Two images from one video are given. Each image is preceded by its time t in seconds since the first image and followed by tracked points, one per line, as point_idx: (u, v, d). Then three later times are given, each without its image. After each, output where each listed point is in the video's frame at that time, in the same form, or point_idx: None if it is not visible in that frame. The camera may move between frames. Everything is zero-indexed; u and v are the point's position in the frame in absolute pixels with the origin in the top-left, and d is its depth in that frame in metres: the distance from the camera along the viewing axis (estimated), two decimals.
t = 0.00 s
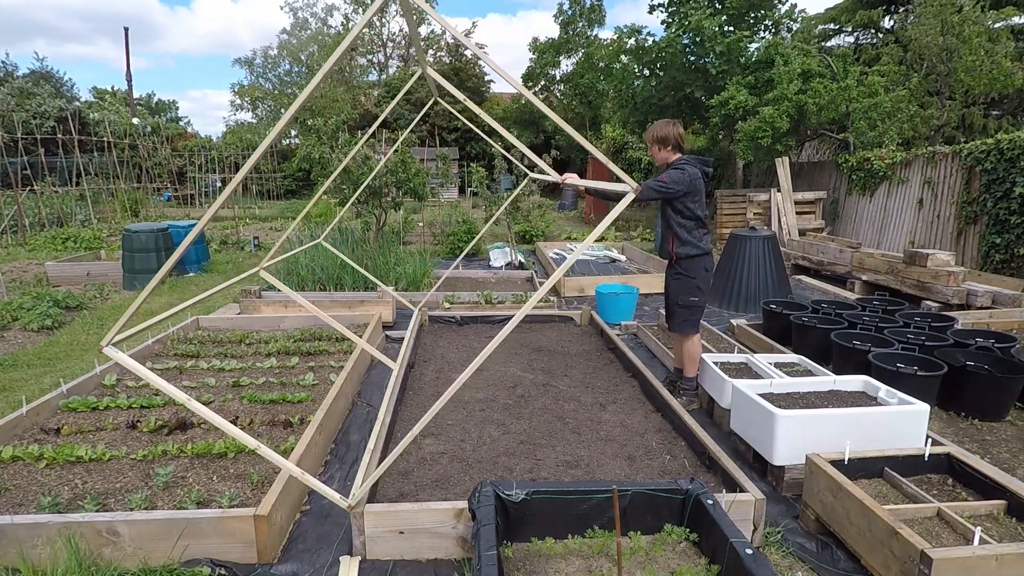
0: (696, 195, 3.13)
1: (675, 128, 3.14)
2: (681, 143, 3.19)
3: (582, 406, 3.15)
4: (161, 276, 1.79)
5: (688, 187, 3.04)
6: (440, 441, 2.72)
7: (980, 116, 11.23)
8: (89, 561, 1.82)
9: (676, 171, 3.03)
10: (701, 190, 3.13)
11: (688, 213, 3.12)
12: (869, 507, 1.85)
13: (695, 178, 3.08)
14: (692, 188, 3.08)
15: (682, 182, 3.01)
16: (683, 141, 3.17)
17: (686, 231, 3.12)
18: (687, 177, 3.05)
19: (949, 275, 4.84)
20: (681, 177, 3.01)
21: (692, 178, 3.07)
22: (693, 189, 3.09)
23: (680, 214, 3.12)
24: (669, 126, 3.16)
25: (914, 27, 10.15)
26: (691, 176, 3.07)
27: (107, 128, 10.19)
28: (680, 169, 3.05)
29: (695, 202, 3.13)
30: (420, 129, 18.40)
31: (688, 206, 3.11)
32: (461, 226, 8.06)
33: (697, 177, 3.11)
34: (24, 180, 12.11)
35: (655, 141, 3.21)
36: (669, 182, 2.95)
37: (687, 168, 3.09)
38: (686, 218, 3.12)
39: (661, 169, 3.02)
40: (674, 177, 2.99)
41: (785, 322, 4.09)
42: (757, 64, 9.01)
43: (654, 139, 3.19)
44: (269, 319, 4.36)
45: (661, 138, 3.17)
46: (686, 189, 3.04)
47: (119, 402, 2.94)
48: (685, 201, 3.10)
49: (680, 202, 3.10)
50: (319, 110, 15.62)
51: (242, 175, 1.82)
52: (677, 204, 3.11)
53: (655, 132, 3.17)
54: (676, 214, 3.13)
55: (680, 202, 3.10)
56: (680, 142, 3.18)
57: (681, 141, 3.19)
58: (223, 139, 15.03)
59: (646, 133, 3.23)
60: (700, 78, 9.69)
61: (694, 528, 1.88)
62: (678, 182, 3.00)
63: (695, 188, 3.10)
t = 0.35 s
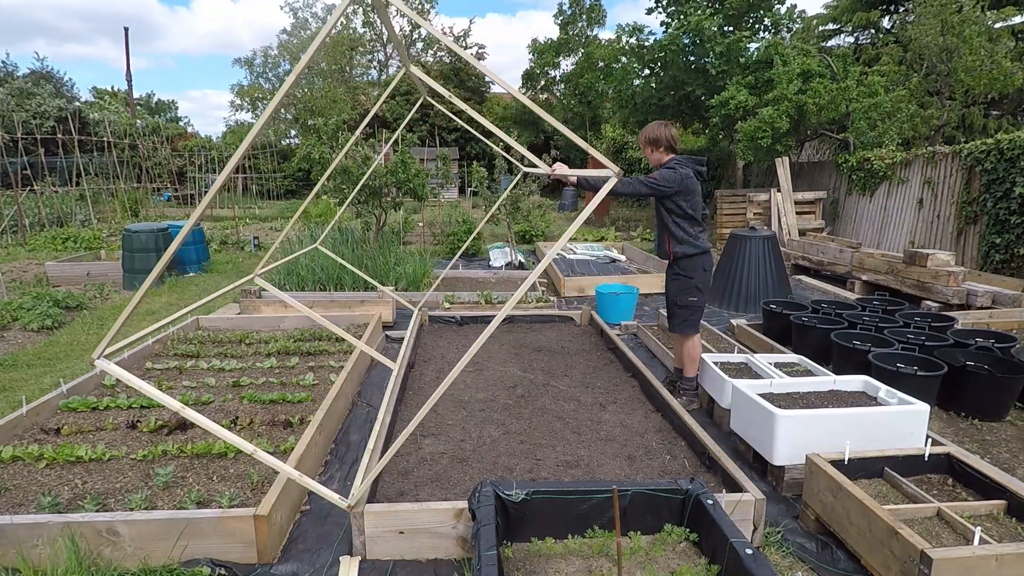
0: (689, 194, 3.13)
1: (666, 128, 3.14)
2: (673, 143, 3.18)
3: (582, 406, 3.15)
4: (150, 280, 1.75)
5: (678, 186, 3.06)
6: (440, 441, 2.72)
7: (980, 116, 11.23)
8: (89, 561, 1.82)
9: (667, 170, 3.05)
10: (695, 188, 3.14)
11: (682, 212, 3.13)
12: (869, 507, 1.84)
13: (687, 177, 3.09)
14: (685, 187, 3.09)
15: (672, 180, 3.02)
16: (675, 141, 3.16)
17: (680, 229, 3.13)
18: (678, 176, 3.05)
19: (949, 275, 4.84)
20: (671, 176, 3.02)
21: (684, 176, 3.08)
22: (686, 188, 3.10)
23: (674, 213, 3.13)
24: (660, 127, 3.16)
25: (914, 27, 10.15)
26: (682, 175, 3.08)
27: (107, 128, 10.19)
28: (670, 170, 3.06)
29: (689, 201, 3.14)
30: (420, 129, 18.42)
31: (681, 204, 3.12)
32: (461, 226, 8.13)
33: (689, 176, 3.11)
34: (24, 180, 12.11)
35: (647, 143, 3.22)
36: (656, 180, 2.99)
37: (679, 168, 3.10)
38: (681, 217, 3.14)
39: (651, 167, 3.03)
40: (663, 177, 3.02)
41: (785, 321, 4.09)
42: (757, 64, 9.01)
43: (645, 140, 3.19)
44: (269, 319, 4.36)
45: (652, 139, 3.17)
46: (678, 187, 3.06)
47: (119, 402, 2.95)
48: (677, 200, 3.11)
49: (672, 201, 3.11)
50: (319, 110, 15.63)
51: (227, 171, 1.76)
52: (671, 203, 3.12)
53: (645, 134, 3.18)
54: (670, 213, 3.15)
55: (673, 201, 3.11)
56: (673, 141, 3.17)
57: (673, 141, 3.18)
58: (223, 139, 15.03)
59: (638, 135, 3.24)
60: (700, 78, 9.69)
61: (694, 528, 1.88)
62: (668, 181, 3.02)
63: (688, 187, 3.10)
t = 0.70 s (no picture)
0: (688, 194, 3.13)
1: (662, 129, 3.15)
2: (670, 144, 3.19)
3: (582, 406, 3.15)
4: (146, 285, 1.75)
5: (677, 185, 3.06)
6: (440, 441, 2.72)
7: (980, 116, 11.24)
8: (89, 560, 1.83)
9: (665, 170, 3.04)
10: (694, 188, 3.14)
11: (681, 212, 3.13)
12: (869, 507, 1.85)
13: (685, 177, 3.09)
14: (684, 186, 3.09)
15: (672, 180, 3.02)
16: (671, 141, 3.17)
17: (680, 229, 3.13)
18: (677, 176, 3.05)
19: (949, 275, 4.84)
20: (670, 175, 3.03)
21: (683, 176, 3.08)
22: (685, 187, 3.10)
23: (673, 213, 3.13)
24: (657, 128, 3.17)
25: (914, 27, 10.16)
26: (681, 175, 3.08)
27: (107, 128, 10.19)
28: (669, 169, 3.06)
29: (687, 201, 3.14)
30: (420, 129, 18.40)
31: (680, 204, 3.12)
32: (461, 225, 8.15)
33: (688, 176, 3.11)
34: (24, 180, 12.11)
35: (644, 145, 3.22)
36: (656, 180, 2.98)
37: (677, 167, 3.10)
38: (680, 216, 3.14)
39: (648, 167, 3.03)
40: (663, 176, 3.01)
41: (785, 321, 4.09)
42: (757, 64, 9.01)
43: (642, 141, 3.19)
44: (269, 319, 4.36)
45: (649, 140, 3.17)
46: (677, 187, 3.06)
47: (119, 402, 2.95)
48: (676, 200, 3.11)
49: (671, 201, 3.11)
50: (319, 110, 15.64)
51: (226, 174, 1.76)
52: (670, 203, 3.12)
53: (642, 136, 3.19)
54: (669, 213, 3.15)
55: (672, 200, 3.12)
56: (669, 141, 3.18)
57: (670, 142, 3.19)
58: (223, 139, 15.03)
59: (634, 137, 3.24)
60: (700, 78, 9.69)
61: (694, 528, 1.88)
62: (668, 181, 3.02)
63: (687, 186, 3.11)
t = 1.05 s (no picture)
0: (684, 193, 3.16)
1: (662, 128, 3.15)
2: (670, 143, 3.19)
3: (582, 406, 3.15)
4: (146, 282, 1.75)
5: (675, 185, 3.09)
6: (440, 441, 2.72)
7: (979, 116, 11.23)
8: (89, 560, 1.83)
9: (663, 169, 3.07)
10: (690, 188, 3.17)
11: (677, 211, 3.17)
12: (869, 507, 1.85)
13: (683, 177, 3.12)
14: (681, 186, 3.12)
15: (668, 180, 3.06)
16: (670, 141, 3.17)
17: (673, 228, 3.19)
18: (673, 176, 3.08)
19: (949, 275, 4.84)
20: (668, 175, 3.06)
21: (680, 177, 3.11)
22: (681, 188, 3.13)
23: (669, 212, 3.18)
24: (657, 127, 3.16)
25: (914, 27, 10.16)
26: (678, 175, 3.11)
27: (107, 128, 10.19)
28: (667, 168, 3.09)
29: (684, 200, 3.17)
30: (420, 129, 18.39)
31: (677, 203, 3.15)
32: (461, 225, 8.16)
33: (685, 176, 3.14)
34: (24, 180, 12.12)
35: (643, 144, 3.22)
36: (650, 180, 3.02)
37: (675, 167, 3.12)
38: (675, 215, 3.18)
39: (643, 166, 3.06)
40: (661, 175, 3.04)
41: (785, 321, 4.09)
42: (757, 64, 8.99)
43: (642, 142, 3.19)
44: (269, 319, 4.35)
45: (649, 140, 3.17)
46: (674, 187, 3.09)
47: (119, 402, 2.95)
48: (672, 199, 3.14)
49: (667, 200, 3.15)
50: (319, 110, 15.63)
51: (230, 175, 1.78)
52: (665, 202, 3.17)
53: (641, 135, 3.18)
54: (664, 211, 3.21)
55: (668, 199, 3.15)
56: (669, 141, 3.19)
57: (669, 141, 3.19)
58: (223, 139, 15.03)
59: (634, 136, 3.22)
60: (700, 78, 9.69)
61: (694, 528, 1.88)
62: (665, 180, 3.05)
63: (683, 187, 3.13)
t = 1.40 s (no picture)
0: (664, 194, 3.16)
1: (645, 129, 3.16)
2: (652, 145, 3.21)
3: (582, 406, 3.15)
4: (137, 280, 1.78)
5: (655, 185, 3.08)
6: (440, 441, 2.72)
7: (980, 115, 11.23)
8: (89, 560, 1.83)
9: (645, 169, 3.07)
10: (671, 190, 3.17)
11: (656, 211, 3.15)
12: (869, 507, 1.85)
13: (664, 177, 3.12)
14: (662, 187, 3.12)
15: (649, 179, 3.06)
16: (653, 143, 3.19)
17: (652, 228, 3.16)
18: (655, 176, 3.09)
19: (949, 275, 4.84)
20: (650, 174, 3.06)
21: (661, 177, 3.11)
22: (662, 188, 3.13)
23: (648, 212, 3.16)
24: (640, 128, 3.18)
25: (914, 27, 10.16)
26: (659, 175, 3.11)
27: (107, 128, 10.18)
28: (649, 168, 3.09)
29: (664, 202, 3.16)
30: (420, 129, 18.38)
31: (657, 203, 3.14)
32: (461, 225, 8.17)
33: (666, 177, 3.15)
34: (24, 181, 12.12)
35: (625, 145, 3.22)
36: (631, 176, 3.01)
37: (657, 168, 3.13)
38: (655, 215, 3.16)
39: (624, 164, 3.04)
40: (643, 175, 3.05)
41: (785, 321, 4.09)
42: (756, 64, 8.99)
43: (624, 142, 3.19)
44: (269, 319, 4.36)
45: (632, 141, 3.17)
46: (655, 186, 3.09)
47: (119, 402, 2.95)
48: (652, 199, 3.13)
49: (647, 199, 3.13)
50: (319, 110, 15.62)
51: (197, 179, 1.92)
52: (645, 201, 3.14)
53: (625, 134, 3.18)
54: (644, 211, 3.18)
55: (649, 199, 3.13)
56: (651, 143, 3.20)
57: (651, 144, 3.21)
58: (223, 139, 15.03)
59: (616, 136, 3.22)
60: (699, 78, 9.69)
61: (694, 528, 1.88)
62: (646, 179, 3.06)
63: (665, 187, 3.14)
